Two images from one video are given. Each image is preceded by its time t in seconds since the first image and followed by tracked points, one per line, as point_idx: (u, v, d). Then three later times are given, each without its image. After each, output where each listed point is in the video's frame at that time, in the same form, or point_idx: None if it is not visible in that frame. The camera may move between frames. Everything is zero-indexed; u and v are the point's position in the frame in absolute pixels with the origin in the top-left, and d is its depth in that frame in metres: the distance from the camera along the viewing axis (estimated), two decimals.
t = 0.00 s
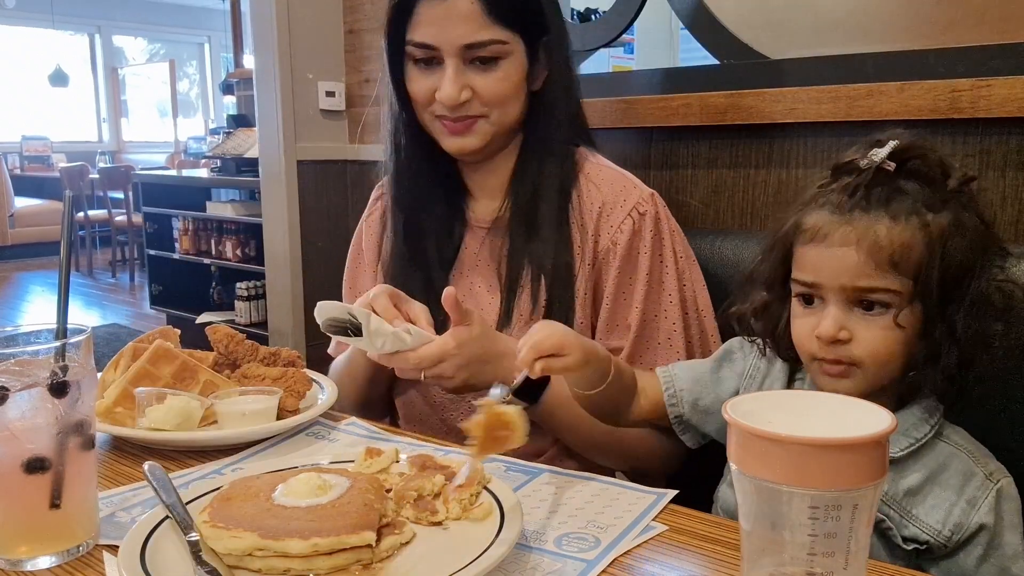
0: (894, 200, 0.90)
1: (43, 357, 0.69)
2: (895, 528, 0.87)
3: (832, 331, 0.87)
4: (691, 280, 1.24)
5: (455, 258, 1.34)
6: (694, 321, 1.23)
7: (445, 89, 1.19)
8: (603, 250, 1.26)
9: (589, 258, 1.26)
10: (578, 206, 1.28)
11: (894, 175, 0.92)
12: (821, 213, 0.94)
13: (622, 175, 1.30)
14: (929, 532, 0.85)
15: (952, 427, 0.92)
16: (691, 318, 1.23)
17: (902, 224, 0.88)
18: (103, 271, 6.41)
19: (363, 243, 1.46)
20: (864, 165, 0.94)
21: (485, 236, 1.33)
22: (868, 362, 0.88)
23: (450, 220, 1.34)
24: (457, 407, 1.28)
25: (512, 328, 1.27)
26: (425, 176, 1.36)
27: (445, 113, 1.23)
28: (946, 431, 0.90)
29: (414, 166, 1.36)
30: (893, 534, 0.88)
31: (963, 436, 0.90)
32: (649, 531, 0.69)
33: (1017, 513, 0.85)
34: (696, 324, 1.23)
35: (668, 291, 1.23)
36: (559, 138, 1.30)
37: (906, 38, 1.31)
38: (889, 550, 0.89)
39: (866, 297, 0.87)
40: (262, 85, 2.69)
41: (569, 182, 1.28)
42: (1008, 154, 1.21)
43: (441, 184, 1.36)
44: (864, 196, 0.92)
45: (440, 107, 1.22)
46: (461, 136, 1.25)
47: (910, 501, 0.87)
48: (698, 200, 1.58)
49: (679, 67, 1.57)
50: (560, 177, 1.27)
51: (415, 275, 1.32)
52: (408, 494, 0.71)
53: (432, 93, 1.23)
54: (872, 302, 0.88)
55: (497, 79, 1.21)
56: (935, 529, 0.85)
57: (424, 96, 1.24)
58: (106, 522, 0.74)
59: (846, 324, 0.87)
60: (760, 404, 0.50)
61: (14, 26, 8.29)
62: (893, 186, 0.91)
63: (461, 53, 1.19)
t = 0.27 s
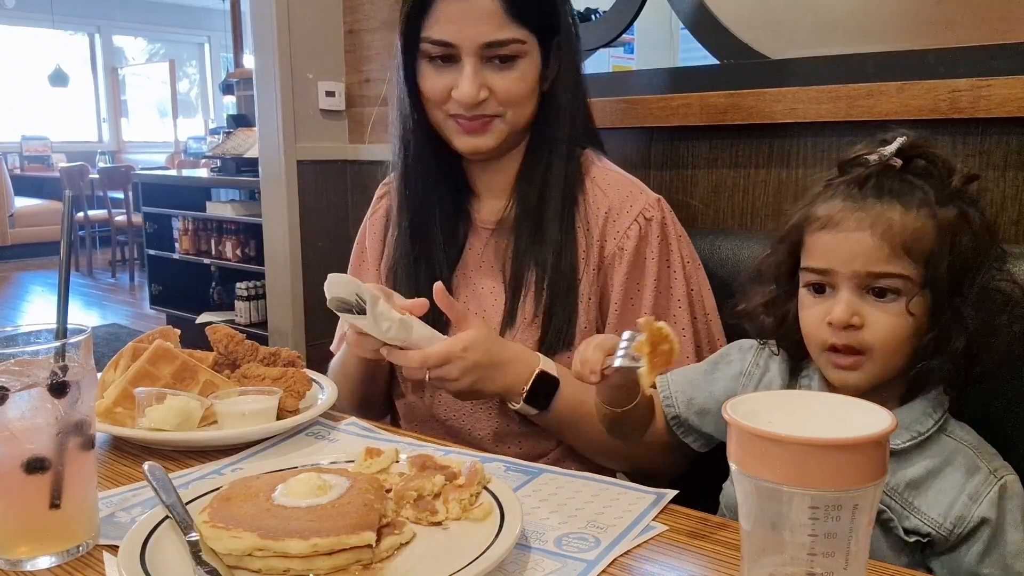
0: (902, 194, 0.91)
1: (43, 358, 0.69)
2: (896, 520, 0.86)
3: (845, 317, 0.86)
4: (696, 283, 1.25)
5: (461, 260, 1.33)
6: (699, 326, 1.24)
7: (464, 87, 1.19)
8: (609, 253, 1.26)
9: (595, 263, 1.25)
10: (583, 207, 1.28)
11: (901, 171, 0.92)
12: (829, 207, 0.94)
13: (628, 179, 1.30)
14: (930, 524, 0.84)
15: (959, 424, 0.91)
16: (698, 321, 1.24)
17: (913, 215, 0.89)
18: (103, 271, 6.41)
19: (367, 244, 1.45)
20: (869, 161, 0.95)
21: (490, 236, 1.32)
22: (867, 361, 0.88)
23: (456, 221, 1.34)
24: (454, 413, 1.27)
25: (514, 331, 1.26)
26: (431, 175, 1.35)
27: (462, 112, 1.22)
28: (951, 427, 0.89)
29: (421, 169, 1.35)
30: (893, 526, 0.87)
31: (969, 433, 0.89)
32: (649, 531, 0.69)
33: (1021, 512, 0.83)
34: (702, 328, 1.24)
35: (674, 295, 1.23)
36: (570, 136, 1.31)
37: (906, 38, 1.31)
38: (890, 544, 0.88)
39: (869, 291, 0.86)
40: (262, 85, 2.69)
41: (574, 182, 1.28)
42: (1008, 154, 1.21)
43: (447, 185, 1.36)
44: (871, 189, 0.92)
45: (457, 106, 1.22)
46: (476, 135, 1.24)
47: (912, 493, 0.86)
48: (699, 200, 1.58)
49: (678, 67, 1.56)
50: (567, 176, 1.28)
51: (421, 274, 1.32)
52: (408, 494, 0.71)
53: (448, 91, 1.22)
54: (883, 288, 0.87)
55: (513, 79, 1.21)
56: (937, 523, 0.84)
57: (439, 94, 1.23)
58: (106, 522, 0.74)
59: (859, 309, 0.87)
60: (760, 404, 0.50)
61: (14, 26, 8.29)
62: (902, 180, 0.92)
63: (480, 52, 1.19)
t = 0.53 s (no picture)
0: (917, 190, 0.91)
1: (43, 358, 0.69)
2: (896, 517, 0.86)
3: (846, 297, 0.86)
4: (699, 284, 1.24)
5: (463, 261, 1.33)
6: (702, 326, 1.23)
7: (504, 86, 1.18)
8: (610, 253, 1.25)
9: (597, 262, 1.25)
10: (584, 207, 1.28)
11: (922, 173, 0.93)
12: (847, 194, 0.95)
13: (632, 181, 1.30)
14: (930, 522, 0.84)
15: (964, 425, 0.91)
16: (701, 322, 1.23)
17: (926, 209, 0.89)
18: (103, 271, 6.41)
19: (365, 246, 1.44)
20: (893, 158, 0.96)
21: (491, 236, 1.32)
22: (866, 362, 0.88)
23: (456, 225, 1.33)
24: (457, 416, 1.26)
25: (515, 331, 1.25)
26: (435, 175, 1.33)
27: (495, 110, 1.22)
28: (952, 425, 0.89)
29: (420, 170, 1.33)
30: (893, 523, 0.87)
31: (970, 431, 0.89)
32: (649, 531, 0.69)
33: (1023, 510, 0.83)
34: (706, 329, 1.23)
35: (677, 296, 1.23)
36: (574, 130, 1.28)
37: (907, 38, 1.31)
38: (890, 541, 0.88)
39: (867, 289, 0.86)
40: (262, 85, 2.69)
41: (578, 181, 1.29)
42: (1008, 154, 1.21)
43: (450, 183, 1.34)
44: (891, 180, 0.93)
45: (490, 103, 1.21)
46: (506, 134, 1.24)
47: (911, 490, 0.86)
48: (699, 200, 1.58)
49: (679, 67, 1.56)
50: (570, 175, 1.27)
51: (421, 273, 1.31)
52: (408, 494, 0.71)
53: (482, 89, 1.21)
54: (889, 275, 0.87)
55: (545, 77, 1.22)
56: (936, 519, 0.84)
57: (472, 91, 1.22)
58: (106, 522, 0.74)
59: (860, 291, 0.87)
60: (760, 404, 0.50)
61: (14, 26, 8.29)
62: (920, 178, 0.93)
63: (518, 50, 1.19)
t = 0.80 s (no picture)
0: (924, 189, 0.91)
1: (43, 358, 0.69)
2: (892, 516, 0.87)
3: (833, 284, 0.87)
4: (700, 284, 1.24)
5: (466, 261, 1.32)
6: (704, 326, 1.23)
7: (519, 88, 1.18)
8: (611, 254, 1.25)
9: (597, 263, 1.24)
10: (585, 207, 1.28)
11: (938, 181, 0.92)
12: (855, 188, 0.95)
13: (633, 182, 1.31)
14: (926, 520, 0.84)
15: (965, 424, 0.90)
16: (703, 321, 1.23)
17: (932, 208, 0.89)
18: (104, 271, 6.41)
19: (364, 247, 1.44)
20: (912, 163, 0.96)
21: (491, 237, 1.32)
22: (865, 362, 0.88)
23: (457, 228, 1.31)
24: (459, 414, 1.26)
25: (515, 331, 1.25)
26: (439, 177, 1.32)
27: (508, 111, 1.21)
28: (948, 423, 0.89)
29: (422, 171, 1.33)
30: (890, 523, 0.87)
31: (967, 430, 0.89)
32: (649, 531, 0.69)
33: (1019, 507, 0.82)
34: (707, 328, 1.23)
35: (678, 296, 1.22)
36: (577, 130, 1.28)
37: (907, 38, 1.31)
38: (888, 540, 0.88)
39: (861, 282, 0.86)
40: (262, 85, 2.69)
41: (579, 182, 1.29)
42: (1008, 154, 1.21)
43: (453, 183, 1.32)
44: (902, 177, 0.93)
45: (505, 104, 1.21)
46: (518, 135, 1.23)
47: (907, 489, 0.87)
48: (698, 200, 1.58)
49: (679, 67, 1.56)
50: (571, 175, 1.28)
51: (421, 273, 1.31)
52: (408, 494, 0.71)
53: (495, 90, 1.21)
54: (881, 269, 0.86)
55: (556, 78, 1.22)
56: (931, 518, 0.84)
57: (485, 93, 1.21)
58: (106, 522, 0.74)
59: (850, 279, 0.87)
60: (760, 404, 0.50)
61: (14, 26, 8.29)
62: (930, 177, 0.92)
63: (534, 52, 1.19)
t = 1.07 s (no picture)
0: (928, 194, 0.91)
1: (43, 357, 0.69)
2: (889, 517, 0.86)
3: (834, 283, 0.87)
4: (701, 283, 1.24)
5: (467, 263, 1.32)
6: (705, 325, 1.23)
7: (520, 88, 1.18)
8: (612, 254, 1.25)
9: (598, 263, 1.24)
10: (586, 207, 1.29)
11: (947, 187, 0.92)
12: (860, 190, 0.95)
13: (635, 182, 1.31)
14: (922, 521, 0.84)
15: (962, 427, 0.90)
16: (704, 321, 1.22)
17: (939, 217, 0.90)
18: (104, 271, 6.41)
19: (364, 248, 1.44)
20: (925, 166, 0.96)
21: (491, 239, 1.32)
22: (865, 362, 0.88)
23: (456, 229, 1.31)
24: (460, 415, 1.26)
25: (515, 331, 1.25)
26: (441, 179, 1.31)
27: (510, 112, 1.21)
28: (943, 424, 0.89)
29: (421, 172, 1.33)
30: (886, 524, 0.87)
31: (963, 431, 0.89)
32: (649, 530, 0.69)
33: (1016, 505, 0.81)
34: (709, 328, 1.23)
35: (679, 295, 1.22)
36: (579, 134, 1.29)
37: (907, 38, 1.31)
38: (885, 541, 0.88)
39: (858, 284, 0.86)
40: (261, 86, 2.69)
41: (580, 182, 1.30)
42: (1008, 155, 1.21)
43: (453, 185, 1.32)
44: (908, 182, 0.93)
45: (506, 105, 1.21)
46: (520, 136, 1.23)
47: (903, 490, 0.86)
48: (698, 200, 1.58)
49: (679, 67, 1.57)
50: (572, 175, 1.28)
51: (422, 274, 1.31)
52: (408, 494, 0.71)
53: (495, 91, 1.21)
54: (883, 269, 0.86)
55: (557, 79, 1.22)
56: (927, 518, 0.84)
57: (487, 95, 1.22)
58: (106, 522, 0.74)
59: (851, 279, 0.87)
60: (760, 405, 0.50)
61: (14, 26, 8.29)
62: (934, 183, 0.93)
63: (534, 54, 1.19)
